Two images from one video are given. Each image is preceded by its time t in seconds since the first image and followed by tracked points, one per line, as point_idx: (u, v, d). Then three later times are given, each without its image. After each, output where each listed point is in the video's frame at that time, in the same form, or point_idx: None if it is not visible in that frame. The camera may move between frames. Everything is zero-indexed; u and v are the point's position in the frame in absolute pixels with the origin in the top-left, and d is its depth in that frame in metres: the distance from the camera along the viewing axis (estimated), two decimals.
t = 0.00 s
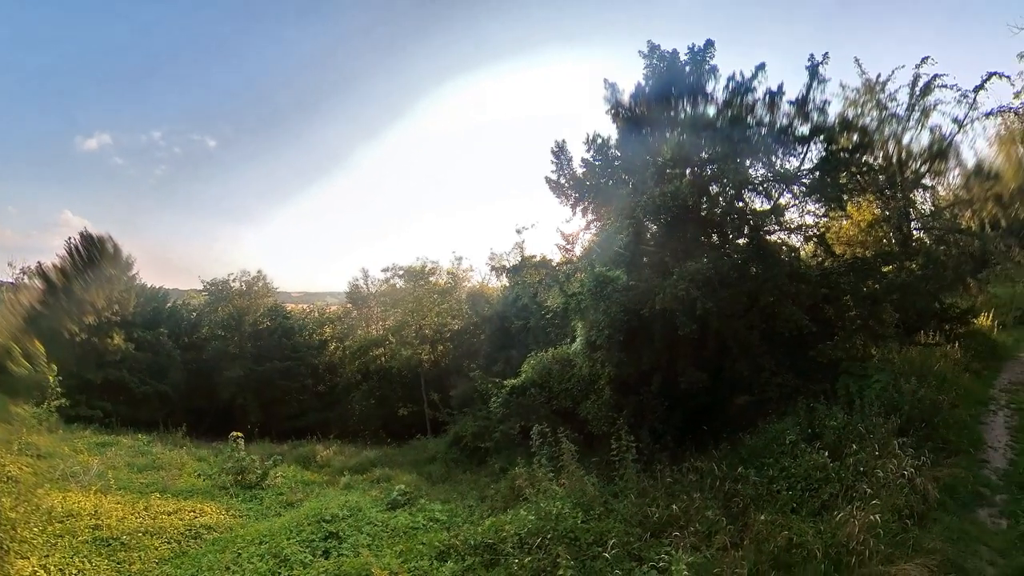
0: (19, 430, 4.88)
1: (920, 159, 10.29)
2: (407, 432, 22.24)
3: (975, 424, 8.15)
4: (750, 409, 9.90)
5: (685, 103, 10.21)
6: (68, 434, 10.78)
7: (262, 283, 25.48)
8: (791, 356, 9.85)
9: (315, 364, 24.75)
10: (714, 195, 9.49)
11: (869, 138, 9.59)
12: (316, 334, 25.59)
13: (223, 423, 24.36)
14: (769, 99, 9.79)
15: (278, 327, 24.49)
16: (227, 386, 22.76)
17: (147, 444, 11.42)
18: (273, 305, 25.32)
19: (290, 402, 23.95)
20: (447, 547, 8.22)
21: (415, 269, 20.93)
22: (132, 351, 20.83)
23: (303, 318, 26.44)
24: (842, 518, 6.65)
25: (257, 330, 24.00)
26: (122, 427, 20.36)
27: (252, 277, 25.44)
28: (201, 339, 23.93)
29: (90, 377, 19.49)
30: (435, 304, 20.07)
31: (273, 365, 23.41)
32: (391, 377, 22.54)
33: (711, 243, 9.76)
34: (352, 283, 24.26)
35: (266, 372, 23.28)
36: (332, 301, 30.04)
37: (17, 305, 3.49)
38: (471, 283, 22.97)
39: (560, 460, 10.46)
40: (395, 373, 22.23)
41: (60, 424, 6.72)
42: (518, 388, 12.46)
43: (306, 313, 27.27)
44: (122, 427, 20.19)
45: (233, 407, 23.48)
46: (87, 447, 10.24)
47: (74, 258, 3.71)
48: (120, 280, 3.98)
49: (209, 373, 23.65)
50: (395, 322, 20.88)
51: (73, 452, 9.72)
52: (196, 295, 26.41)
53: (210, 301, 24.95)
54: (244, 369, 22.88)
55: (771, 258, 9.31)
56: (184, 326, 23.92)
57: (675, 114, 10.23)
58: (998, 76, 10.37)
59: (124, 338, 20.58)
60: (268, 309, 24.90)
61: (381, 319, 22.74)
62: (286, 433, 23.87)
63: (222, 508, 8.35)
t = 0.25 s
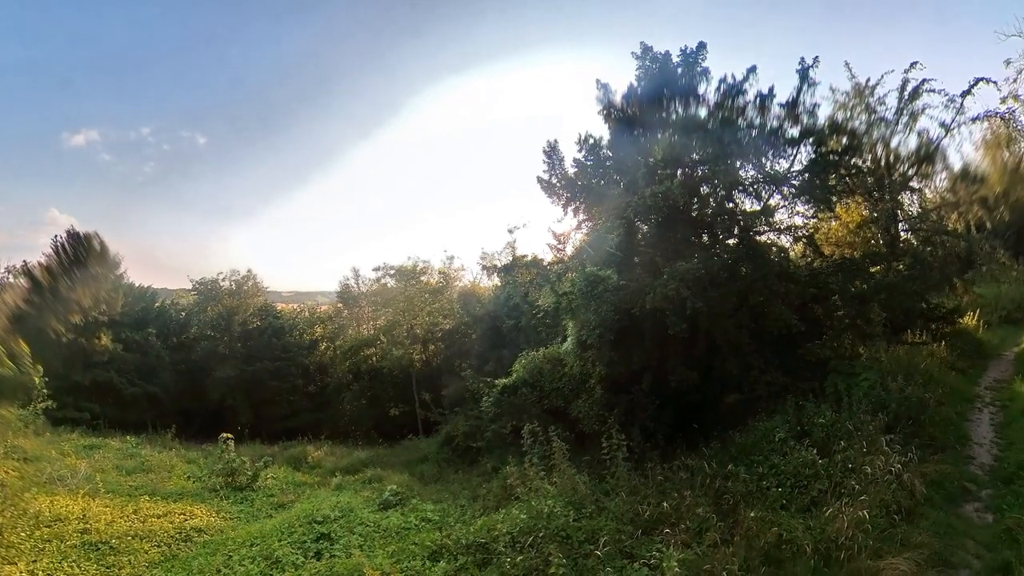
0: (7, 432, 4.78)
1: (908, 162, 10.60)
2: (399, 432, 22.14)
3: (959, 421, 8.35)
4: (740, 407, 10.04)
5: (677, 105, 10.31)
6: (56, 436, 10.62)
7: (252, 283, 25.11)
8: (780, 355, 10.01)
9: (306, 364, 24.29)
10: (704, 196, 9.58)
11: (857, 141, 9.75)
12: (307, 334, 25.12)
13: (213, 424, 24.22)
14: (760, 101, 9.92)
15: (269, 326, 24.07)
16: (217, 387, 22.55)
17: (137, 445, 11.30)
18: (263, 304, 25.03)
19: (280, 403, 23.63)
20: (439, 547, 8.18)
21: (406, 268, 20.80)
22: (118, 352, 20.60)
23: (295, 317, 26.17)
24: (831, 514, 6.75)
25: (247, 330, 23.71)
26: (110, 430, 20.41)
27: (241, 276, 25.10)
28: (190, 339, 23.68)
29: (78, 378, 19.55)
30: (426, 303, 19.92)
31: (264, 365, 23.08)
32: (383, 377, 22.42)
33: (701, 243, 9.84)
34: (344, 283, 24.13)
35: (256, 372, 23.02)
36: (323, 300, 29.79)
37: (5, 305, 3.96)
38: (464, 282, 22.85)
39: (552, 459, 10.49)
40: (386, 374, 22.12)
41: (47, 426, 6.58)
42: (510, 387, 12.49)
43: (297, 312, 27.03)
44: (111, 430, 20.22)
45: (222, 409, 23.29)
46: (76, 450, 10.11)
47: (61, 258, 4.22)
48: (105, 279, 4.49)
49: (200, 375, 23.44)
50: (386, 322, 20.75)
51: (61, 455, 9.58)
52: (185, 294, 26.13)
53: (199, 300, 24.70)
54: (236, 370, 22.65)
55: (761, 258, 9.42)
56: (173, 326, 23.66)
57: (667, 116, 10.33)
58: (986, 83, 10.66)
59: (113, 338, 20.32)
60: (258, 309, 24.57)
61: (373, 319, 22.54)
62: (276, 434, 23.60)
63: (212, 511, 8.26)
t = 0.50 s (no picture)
0: None
1: (897, 165, 10.80)
2: (391, 433, 21.98)
3: (945, 419, 8.54)
4: (731, 405, 10.17)
5: (669, 106, 10.43)
6: (43, 438, 10.44)
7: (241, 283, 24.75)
8: (770, 354, 10.16)
9: (297, 364, 23.91)
10: (695, 197, 9.66)
11: (846, 144, 9.95)
12: (297, 334, 24.71)
13: (202, 425, 23.93)
14: (751, 104, 10.06)
15: (260, 327, 23.70)
16: (206, 388, 22.27)
17: (126, 447, 11.14)
18: (252, 304, 24.72)
19: (269, 403, 23.25)
20: (431, 547, 8.12)
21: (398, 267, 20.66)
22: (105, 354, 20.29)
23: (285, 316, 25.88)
24: (821, 510, 6.84)
25: (236, 330, 23.40)
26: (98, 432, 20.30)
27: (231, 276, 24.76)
28: (179, 339, 23.37)
29: (64, 379, 19.24)
30: (417, 303, 19.76)
31: (253, 366, 22.71)
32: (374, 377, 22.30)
33: (692, 243, 9.92)
34: (336, 282, 23.98)
35: (246, 372, 22.67)
36: (312, 300, 29.50)
37: None
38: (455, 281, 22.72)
39: (543, 458, 10.48)
40: (378, 374, 22.00)
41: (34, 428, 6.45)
42: (501, 387, 12.50)
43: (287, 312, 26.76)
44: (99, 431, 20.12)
45: (211, 410, 23.02)
46: (63, 453, 9.95)
47: (45, 258, 4.37)
48: (92, 278, 4.65)
49: (190, 376, 23.16)
50: (378, 322, 20.59)
51: (47, 458, 9.42)
52: (174, 294, 25.80)
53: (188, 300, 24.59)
54: (225, 370, 22.37)
55: (750, 258, 9.54)
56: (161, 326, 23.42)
57: (659, 116, 10.45)
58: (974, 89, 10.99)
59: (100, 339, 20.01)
60: (246, 309, 24.20)
61: (364, 318, 22.38)
62: (265, 435, 23.31)
63: (202, 513, 8.15)
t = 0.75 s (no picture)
0: None
1: (886, 166, 11.01)
2: (382, 433, 22.11)
3: (931, 416, 8.72)
4: (721, 403, 10.30)
5: (661, 107, 10.51)
6: (28, 441, 10.22)
7: (230, 281, 24.47)
8: (761, 353, 10.31)
9: (287, 364, 23.64)
10: (686, 197, 9.74)
11: (836, 146, 10.13)
12: (287, 334, 24.35)
13: (191, 426, 23.61)
14: (743, 105, 10.19)
15: (248, 327, 23.33)
16: (195, 389, 21.96)
17: (114, 448, 10.96)
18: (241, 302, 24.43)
19: (259, 403, 22.95)
20: (424, 547, 8.05)
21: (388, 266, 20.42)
22: (91, 355, 19.96)
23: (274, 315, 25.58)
24: (811, 506, 6.93)
25: (225, 330, 23.07)
26: (86, 434, 19.88)
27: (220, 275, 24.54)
28: (167, 339, 23.01)
29: (49, 380, 18.95)
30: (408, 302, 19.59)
31: (243, 367, 22.35)
32: (364, 378, 22.14)
33: (683, 244, 9.99)
34: (325, 280, 23.53)
35: (235, 372, 22.33)
36: (302, 300, 29.17)
37: None
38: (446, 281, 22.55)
39: (535, 457, 10.47)
40: (368, 374, 21.85)
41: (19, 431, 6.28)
42: (492, 386, 12.51)
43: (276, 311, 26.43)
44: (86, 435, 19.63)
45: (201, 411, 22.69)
46: (50, 455, 9.76)
47: (40, 257, 6.36)
48: (77, 273, 6.75)
49: (179, 377, 22.85)
50: (368, 321, 20.38)
51: (32, 461, 9.22)
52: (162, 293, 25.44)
53: (179, 298, 24.57)
54: (215, 371, 22.08)
55: (740, 257, 9.66)
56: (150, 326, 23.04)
57: (651, 117, 10.54)
58: (961, 92, 11.29)
59: (85, 339, 19.65)
60: (235, 309, 23.89)
61: (354, 318, 22.00)
62: (255, 436, 23.11)
63: (192, 516, 8.02)
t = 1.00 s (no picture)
0: None
1: (875, 169, 11.15)
2: (374, 433, 21.97)
3: (916, 413, 8.91)
4: (710, 402, 10.42)
5: (652, 108, 10.62)
6: (14, 445, 10.02)
7: (219, 281, 24.04)
8: (750, 352, 10.47)
9: (277, 364, 23.38)
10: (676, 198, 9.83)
11: (824, 148, 10.30)
12: (277, 333, 24.08)
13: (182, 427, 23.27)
14: (733, 108, 10.31)
15: (238, 327, 23.03)
16: (185, 390, 21.65)
17: (102, 450, 10.79)
18: (230, 301, 23.97)
19: (250, 404, 22.80)
20: (415, 547, 8.00)
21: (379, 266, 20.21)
22: (78, 356, 19.65)
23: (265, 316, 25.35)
24: (799, 503, 7.04)
25: (215, 330, 22.78)
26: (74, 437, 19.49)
27: (208, 274, 24.12)
28: (155, 340, 22.59)
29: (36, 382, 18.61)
30: (399, 301, 19.47)
31: (233, 368, 22.11)
32: (356, 378, 21.97)
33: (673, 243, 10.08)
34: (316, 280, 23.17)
35: (226, 373, 22.06)
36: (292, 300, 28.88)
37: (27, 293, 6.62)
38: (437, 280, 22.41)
39: (525, 456, 10.45)
40: (360, 374, 21.72)
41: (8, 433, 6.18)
42: (483, 385, 12.53)
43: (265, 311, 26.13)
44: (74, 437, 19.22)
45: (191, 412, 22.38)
46: (37, 459, 9.59)
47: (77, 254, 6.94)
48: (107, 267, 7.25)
49: (167, 378, 22.41)
50: (358, 321, 20.19)
51: (18, 465, 9.05)
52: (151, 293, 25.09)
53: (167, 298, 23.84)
54: (205, 371, 21.83)
55: (729, 258, 9.78)
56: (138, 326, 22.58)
57: (642, 118, 10.66)
58: (946, 97, 11.63)
59: (72, 340, 19.32)
60: (224, 309, 23.45)
61: (344, 317, 21.66)
62: (246, 438, 22.95)
63: (182, 519, 7.92)
